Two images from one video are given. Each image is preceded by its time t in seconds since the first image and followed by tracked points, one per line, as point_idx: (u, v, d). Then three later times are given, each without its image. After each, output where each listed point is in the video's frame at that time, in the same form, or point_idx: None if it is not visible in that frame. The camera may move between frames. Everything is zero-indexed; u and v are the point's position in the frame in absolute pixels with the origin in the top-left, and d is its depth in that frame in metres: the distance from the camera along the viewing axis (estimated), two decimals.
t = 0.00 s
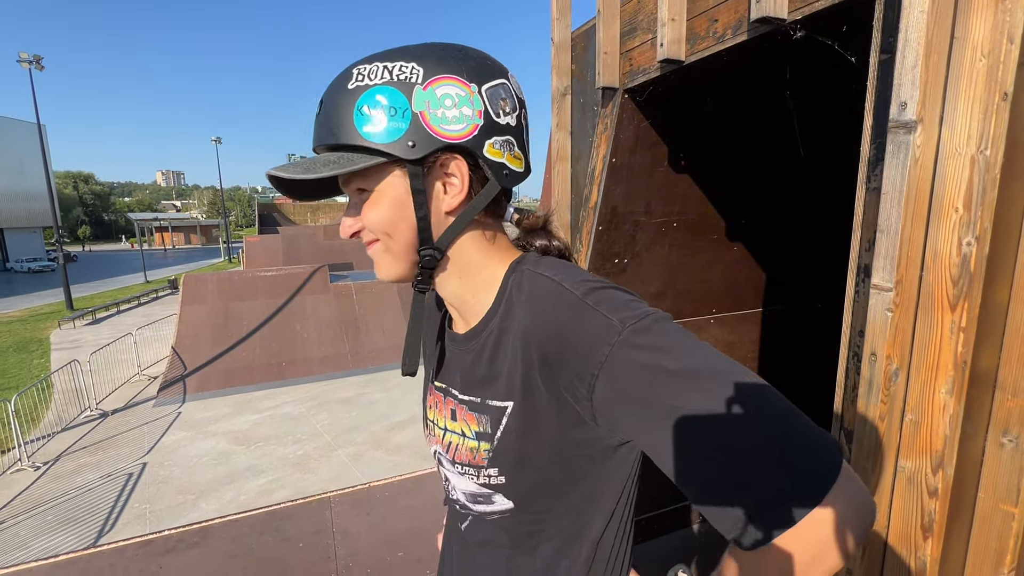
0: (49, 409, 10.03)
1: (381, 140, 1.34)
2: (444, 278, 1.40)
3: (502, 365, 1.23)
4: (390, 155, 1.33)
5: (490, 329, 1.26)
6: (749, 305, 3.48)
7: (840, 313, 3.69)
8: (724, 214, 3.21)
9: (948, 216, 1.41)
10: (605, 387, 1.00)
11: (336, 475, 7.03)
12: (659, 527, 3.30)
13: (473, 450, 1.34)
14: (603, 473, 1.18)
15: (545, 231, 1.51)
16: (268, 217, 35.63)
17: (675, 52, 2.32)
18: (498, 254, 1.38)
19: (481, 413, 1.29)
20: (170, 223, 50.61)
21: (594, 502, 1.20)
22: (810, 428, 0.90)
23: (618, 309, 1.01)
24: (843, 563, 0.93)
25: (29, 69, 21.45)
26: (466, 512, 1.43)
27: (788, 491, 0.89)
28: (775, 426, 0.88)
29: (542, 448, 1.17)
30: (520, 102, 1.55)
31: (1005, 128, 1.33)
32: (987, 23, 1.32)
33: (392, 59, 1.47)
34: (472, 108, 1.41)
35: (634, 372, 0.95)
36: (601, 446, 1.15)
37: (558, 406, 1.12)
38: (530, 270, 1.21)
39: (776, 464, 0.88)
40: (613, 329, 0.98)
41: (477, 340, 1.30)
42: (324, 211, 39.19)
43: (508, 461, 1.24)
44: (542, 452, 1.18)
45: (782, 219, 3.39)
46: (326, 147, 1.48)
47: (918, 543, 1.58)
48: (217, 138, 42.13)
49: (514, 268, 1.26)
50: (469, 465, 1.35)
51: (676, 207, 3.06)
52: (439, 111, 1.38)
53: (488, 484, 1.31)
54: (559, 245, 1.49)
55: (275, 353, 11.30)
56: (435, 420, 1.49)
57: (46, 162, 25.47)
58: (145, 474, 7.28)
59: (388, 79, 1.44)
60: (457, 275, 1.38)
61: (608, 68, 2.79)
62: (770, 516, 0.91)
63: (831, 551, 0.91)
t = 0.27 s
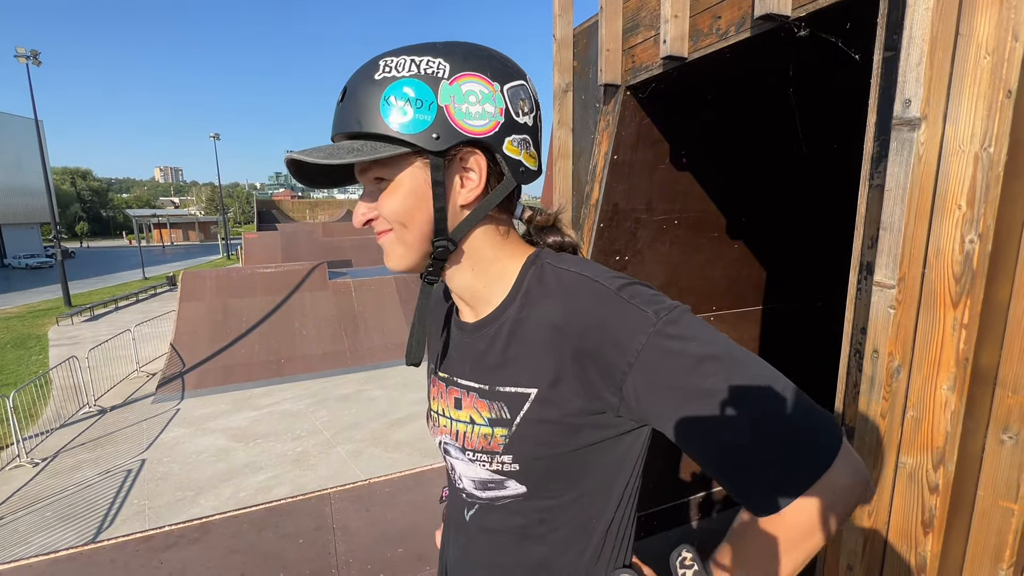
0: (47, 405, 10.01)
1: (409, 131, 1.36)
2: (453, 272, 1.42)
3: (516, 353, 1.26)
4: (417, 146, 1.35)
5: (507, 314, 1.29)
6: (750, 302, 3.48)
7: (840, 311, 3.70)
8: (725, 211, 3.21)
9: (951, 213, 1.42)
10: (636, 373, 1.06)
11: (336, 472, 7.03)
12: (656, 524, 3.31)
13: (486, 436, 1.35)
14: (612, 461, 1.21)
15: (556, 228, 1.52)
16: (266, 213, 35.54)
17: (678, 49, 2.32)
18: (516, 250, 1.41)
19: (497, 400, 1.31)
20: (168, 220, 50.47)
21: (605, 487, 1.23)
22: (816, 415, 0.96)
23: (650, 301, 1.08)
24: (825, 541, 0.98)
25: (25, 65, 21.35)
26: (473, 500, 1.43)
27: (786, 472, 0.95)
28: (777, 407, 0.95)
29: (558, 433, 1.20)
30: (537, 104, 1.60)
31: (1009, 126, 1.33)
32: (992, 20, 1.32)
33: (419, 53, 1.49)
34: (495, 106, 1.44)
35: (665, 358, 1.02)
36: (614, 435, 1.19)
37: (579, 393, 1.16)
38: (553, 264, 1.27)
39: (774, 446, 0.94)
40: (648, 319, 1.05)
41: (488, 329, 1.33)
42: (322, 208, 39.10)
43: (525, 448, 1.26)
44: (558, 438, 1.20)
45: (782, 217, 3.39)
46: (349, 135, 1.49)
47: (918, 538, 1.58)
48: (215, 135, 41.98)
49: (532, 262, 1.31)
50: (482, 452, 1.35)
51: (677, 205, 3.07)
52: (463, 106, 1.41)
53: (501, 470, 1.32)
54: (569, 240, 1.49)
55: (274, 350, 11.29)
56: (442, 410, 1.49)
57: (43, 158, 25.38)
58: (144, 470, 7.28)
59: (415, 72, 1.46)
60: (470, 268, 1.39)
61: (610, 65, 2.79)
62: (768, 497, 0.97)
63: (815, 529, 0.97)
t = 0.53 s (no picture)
0: (39, 404, 9.94)
1: (442, 123, 1.35)
2: (471, 264, 1.43)
3: (530, 339, 1.27)
4: (448, 138, 1.35)
5: (522, 301, 1.30)
6: (745, 300, 3.49)
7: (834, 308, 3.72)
8: (720, 209, 3.23)
9: (944, 212, 1.43)
10: (654, 358, 1.08)
11: (331, 470, 7.03)
12: (651, 521, 3.31)
13: (497, 423, 1.34)
14: (624, 448, 1.23)
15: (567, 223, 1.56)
16: (261, 210, 35.38)
17: (674, 47, 2.33)
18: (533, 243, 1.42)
19: (509, 386, 1.31)
20: (162, 217, 50.18)
21: (615, 475, 1.24)
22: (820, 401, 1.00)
23: (667, 288, 1.11)
24: (808, 539, 1.02)
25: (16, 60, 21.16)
26: (479, 488, 1.42)
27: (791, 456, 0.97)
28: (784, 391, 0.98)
29: (573, 419, 1.21)
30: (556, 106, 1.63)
31: (1001, 125, 1.35)
32: (985, 21, 1.33)
33: (451, 48, 1.48)
34: (522, 104, 1.45)
35: (683, 344, 1.04)
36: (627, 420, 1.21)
37: (595, 378, 1.18)
38: (568, 255, 1.30)
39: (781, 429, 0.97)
40: (666, 306, 1.08)
41: (501, 316, 1.34)
42: (317, 206, 39.01)
43: (538, 433, 1.26)
44: (572, 423, 1.22)
45: (777, 215, 3.41)
46: (377, 124, 1.47)
47: (911, 532, 1.60)
48: (209, 131, 41.76)
49: (548, 254, 1.33)
50: (492, 438, 1.35)
51: (673, 202, 3.07)
52: (493, 101, 1.41)
53: (512, 455, 1.32)
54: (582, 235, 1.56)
55: (269, 348, 11.25)
56: (449, 397, 1.48)
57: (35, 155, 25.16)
58: (138, 469, 7.25)
59: (447, 66, 1.45)
60: (486, 261, 1.41)
61: (607, 62, 2.79)
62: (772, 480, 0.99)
63: (794, 527, 1.00)
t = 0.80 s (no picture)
0: (27, 403, 9.82)
1: (472, 118, 1.35)
2: (487, 259, 1.44)
3: (540, 330, 1.28)
4: (477, 133, 1.36)
5: (535, 292, 1.32)
6: (737, 297, 3.51)
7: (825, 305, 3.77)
8: (713, 207, 3.25)
9: (931, 209, 1.46)
10: (665, 350, 1.09)
11: (324, 468, 7.02)
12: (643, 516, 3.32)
13: (502, 411, 1.35)
14: (633, 439, 1.24)
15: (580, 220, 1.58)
16: (252, 208, 35.10)
17: (668, 46, 2.34)
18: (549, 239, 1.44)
19: (517, 374, 1.32)
20: (151, 215, 49.68)
21: (621, 467, 1.25)
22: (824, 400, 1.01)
23: (683, 282, 1.11)
24: (799, 543, 1.02)
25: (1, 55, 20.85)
26: (482, 478, 1.43)
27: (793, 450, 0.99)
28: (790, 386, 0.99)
29: (581, 409, 1.22)
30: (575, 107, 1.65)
31: (986, 124, 1.38)
32: (971, 22, 1.36)
33: (480, 44, 1.48)
34: (548, 103, 1.47)
35: (695, 336, 1.04)
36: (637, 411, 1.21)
37: (606, 369, 1.19)
38: (581, 248, 1.31)
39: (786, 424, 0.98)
40: (680, 299, 1.08)
41: (511, 306, 1.36)
42: (309, 203, 38.79)
43: (545, 423, 1.27)
44: (581, 413, 1.23)
45: (768, 213, 3.44)
46: (404, 117, 1.46)
47: (898, 523, 1.63)
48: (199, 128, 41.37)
49: (562, 248, 1.34)
50: (497, 426, 1.36)
51: (666, 199, 3.10)
52: (521, 98, 1.42)
53: (517, 444, 1.33)
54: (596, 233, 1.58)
55: (261, 346, 11.19)
56: (454, 385, 1.49)
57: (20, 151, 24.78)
58: (128, 468, 7.20)
59: (477, 61, 1.46)
60: (500, 255, 1.42)
61: (601, 61, 2.80)
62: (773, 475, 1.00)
63: (778, 521, 1.02)
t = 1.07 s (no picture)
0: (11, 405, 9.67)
1: (495, 111, 1.35)
2: (502, 255, 1.46)
3: (548, 323, 1.30)
4: (499, 126, 1.36)
5: (543, 286, 1.34)
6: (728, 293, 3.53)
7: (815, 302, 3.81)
8: (704, 204, 3.27)
9: (919, 204, 1.48)
10: (675, 343, 1.09)
11: (317, 468, 6.99)
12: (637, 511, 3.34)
13: (508, 405, 1.36)
14: (639, 436, 1.23)
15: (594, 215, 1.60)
16: (242, 206, 34.75)
17: (660, 43, 2.35)
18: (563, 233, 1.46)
19: (523, 366, 1.33)
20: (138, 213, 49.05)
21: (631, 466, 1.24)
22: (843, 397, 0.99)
23: (695, 275, 1.12)
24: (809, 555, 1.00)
25: None
26: (488, 473, 1.44)
27: (806, 450, 0.97)
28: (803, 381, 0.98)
29: (587, 403, 1.23)
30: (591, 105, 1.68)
31: (972, 121, 1.40)
32: (958, 19, 1.38)
33: (503, 37, 1.49)
34: (569, 98, 1.49)
35: (707, 330, 1.04)
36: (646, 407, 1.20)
37: (613, 362, 1.19)
38: (595, 242, 1.33)
39: (799, 420, 0.97)
40: (692, 291, 1.09)
41: (521, 299, 1.38)
42: (299, 201, 38.49)
43: (549, 417, 1.27)
44: (587, 408, 1.23)
45: (758, 210, 3.48)
46: (425, 108, 1.46)
47: (887, 514, 1.67)
48: (186, 125, 40.87)
49: (574, 242, 1.36)
50: (502, 420, 1.37)
51: (658, 196, 3.12)
52: (543, 92, 1.43)
53: (521, 438, 1.33)
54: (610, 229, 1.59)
55: (251, 346, 11.10)
56: (461, 378, 1.50)
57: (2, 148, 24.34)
58: (117, 470, 7.12)
59: (500, 54, 1.46)
60: (517, 251, 1.43)
61: (594, 58, 2.81)
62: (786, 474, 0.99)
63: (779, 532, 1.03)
